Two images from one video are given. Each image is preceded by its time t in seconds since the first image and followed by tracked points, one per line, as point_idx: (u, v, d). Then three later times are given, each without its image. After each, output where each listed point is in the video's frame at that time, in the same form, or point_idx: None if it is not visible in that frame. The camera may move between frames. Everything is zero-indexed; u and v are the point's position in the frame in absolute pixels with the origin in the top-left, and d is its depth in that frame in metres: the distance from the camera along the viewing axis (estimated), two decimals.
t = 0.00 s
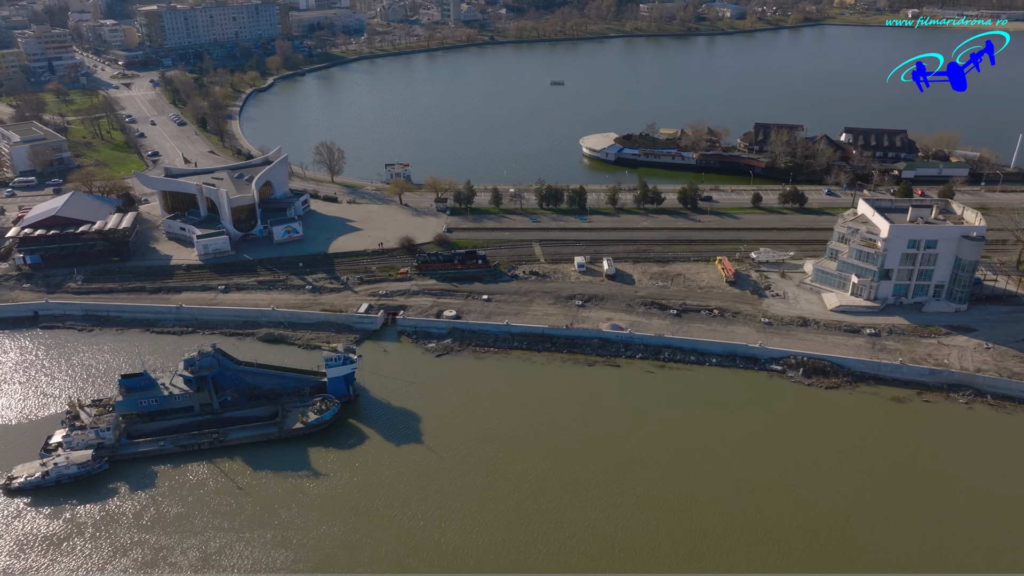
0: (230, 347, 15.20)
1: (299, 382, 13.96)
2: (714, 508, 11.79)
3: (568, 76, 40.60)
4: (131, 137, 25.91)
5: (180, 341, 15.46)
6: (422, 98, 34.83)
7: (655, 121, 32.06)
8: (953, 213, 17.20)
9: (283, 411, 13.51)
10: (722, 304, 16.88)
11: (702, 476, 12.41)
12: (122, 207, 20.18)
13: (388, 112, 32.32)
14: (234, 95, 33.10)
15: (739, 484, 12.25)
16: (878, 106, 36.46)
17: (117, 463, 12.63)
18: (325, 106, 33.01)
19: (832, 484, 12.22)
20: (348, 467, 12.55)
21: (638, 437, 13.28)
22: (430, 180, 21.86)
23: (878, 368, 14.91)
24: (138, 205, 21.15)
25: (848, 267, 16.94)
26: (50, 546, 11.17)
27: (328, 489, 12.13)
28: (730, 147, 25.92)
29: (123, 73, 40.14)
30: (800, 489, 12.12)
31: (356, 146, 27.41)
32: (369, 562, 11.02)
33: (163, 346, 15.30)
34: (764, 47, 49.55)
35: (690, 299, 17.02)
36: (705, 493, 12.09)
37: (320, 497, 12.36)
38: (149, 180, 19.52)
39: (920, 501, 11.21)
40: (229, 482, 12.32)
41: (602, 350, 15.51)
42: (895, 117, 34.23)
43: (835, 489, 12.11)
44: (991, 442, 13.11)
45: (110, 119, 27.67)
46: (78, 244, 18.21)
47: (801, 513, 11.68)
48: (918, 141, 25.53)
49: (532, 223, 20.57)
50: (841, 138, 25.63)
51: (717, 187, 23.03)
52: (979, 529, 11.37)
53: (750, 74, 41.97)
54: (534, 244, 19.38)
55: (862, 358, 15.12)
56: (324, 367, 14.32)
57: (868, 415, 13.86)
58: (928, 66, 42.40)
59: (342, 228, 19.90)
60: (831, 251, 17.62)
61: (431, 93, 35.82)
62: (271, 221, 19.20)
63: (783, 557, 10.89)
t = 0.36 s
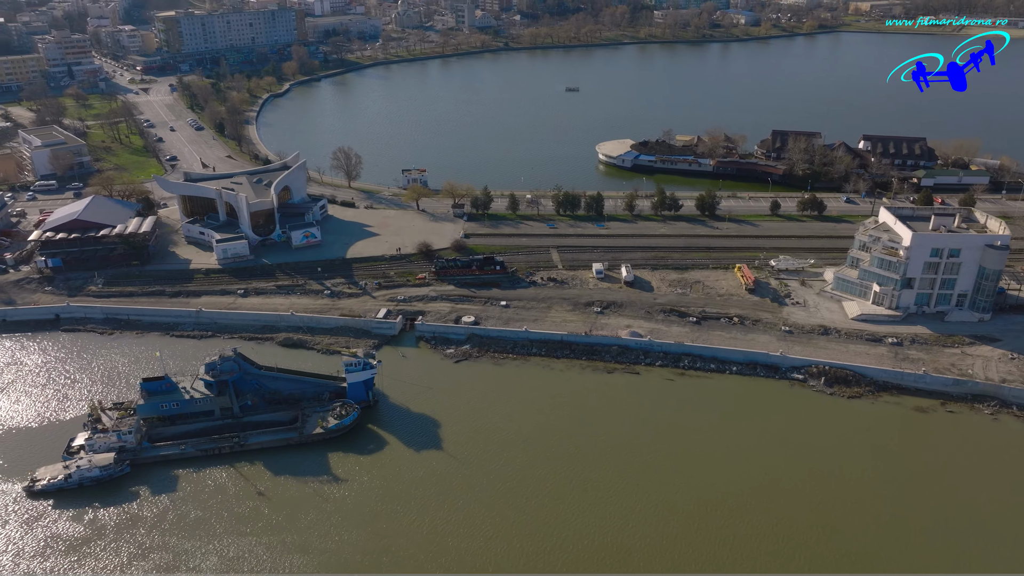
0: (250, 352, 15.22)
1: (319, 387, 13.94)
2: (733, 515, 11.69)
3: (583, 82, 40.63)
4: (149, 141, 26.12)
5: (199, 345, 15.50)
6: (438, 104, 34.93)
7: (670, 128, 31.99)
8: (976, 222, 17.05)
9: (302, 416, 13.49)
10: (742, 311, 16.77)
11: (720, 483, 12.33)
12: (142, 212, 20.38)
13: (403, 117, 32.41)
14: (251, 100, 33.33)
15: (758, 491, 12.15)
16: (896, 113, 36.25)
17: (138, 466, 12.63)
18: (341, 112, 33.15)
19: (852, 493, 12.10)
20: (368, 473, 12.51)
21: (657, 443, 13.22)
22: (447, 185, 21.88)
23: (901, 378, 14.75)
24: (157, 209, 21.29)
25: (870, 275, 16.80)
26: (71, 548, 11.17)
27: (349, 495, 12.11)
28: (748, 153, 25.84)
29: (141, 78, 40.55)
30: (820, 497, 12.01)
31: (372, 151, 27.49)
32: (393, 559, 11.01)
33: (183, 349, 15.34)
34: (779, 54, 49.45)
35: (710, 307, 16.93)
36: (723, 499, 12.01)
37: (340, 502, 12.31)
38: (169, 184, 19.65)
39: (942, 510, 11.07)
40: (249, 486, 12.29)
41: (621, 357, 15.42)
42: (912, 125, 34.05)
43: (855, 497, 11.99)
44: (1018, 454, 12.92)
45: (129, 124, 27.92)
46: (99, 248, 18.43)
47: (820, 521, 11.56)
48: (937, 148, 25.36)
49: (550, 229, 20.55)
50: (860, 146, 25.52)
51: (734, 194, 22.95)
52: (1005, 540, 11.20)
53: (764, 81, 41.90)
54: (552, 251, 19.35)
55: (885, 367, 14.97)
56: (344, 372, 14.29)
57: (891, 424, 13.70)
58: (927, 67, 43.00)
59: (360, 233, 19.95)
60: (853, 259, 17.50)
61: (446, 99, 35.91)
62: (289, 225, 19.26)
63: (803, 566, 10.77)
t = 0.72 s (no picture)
0: (269, 356, 15.24)
1: (338, 393, 13.91)
2: (753, 524, 11.54)
3: (599, 88, 40.60)
4: (169, 146, 26.35)
5: (219, 349, 15.54)
6: (454, 109, 35.00)
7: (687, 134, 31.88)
8: (1001, 230, 16.83)
9: (322, 421, 13.46)
10: (763, 319, 16.64)
11: (741, 492, 12.20)
12: (162, 216, 20.54)
13: (420, 123, 32.49)
14: (269, 105, 33.55)
15: (779, 500, 12.02)
16: (915, 120, 35.94)
17: (159, 470, 12.62)
18: (357, 117, 33.28)
19: (873, 502, 11.98)
20: (388, 478, 12.46)
21: (677, 450, 13.10)
22: (465, 191, 21.89)
23: (924, 389, 14.56)
24: (177, 213, 21.44)
25: (893, 284, 16.62)
26: (92, 550, 11.15)
27: (369, 500, 12.05)
28: (766, 160, 25.70)
29: (160, 84, 40.93)
30: (842, 508, 11.85)
31: (389, 156, 27.55)
32: (411, 563, 10.96)
33: (203, 353, 15.39)
34: (796, 60, 49.24)
35: (730, 315, 16.80)
36: (743, 506, 11.91)
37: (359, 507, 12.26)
38: (189, 188, 19.78)
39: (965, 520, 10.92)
40: (269, 491, 12.26)
41: (641, 365, 15.32)
42: (932, 132, 33.76)
43: (877, 507, 11.87)
44: None
45: (148, 128, 28.18)
46: (120, 251, 18.55)
47: (843, 532, 11.41)
48: (958, 156, 25.12)
49: (567, 235, 20.49)
50: (879, 153, 25.32)
51: (753, 201, 22.82)
52: None
53: (781, 88, 41.70)
54: (570, 257, 19.30)
55: (908, 377, 14.78)
56: (363, 377, 14.26)
57: (914, 435, 13.52)
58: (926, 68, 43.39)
59: (378, 238, 19.99)
60: (874, 267, 17.32)
61: (462, 104, 35.99)
62: (308, 230, 19.33)
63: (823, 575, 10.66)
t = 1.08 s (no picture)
0: (286, 362, 15.23)
1: (355, 399, 13.85)
2: (775, 536, 11.36)
3: (614, 95, 40.57)
4: (186, 152, 26.54)
5: (236, 355, 15.55)
6: (469, 116, 35.05)
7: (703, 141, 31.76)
8: None
9: (339, 428, 13.39)
10: (782, 329, 16.48)
11: (760, 502, 12.04)
12: (180, 221, 20.66)
13: (435, 129, 32.54)
14: (285, 111, 33.77)
15: (798, 510, 11.87)
16: (934, 128, 35.65)
17: (176, 475, 12.57)
18: (373, 123, 33.39)
19: (895, 514, 11.81)
20: (405, 487, 12.36)
21: (696, 461, 12.95)
22: (481, 198, 21.88)
23: (948, 401, 14.32)
24: (195, 219, 21.56)
25: (914, 294, 16.42)
26: (108, 555, 11.10)
27: (386, 509, 11.96)
28: (783, 168, 25.54)
29: (178, 90, 41.31)
30: (866, 521, 11.64)
31: (404, 163, 27.59)
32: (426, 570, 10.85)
33: (220, 359, 15.40)
34: (811, 68, 49.06)
35: (749, 324, 16.65)
36: (760, 516, 11.77)
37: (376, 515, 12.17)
38: (207, 194, 19.88)
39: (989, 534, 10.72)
40: (285, 498, 12.17)
41: (659, 374, 15.17)
42: (951, 140, 33.48)
43: (898, 519, 11.70)
44: None
45: (166, 133, 28.39)
46: (138, 256, 18.64)
47: (866, 544, 11.22)
48: (979, 165, 24.88)
49: (584, 242, 20.43)
50: (898, 162, 25.12)
51: (770, 210, 22.69)
52: None
53: (798, 95, 41.49)
54: (586, 264, 19.22)
55: (932, 389, 14.55)
56: (381, 384, 14.19)
57: (938, 449, 13.29)
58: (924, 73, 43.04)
59: (394, 244, 19.99)
60: (896, 277, 17.11)
61: (477, 111, 36.04)
62: (325, 236, 19.35)
63: None
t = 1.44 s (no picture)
0: (301, 369, 15.19)
1: (370, 408, 13.74)
2: (793, 550, 11.19)
3: (629, 103, 40.52)
4: (203, 157, 26.69)
5: (251, 361, 15.54)
6: (484, 123, 35.07)
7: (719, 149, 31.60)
8: None
9: (354, 436, 13.30)
10: (801, 340, 16.29)
11: (778, 514, 11.89)
12: (196, 227, 20.74)
13: (449, 136, 32.58)
14: (300, 117, 33.95)
15: (817, 522, 11.71)
16: (953, 137, 35.31)
17: (191, 482, 12.50)
18: (387, 129, 33.48)
19: (916, 528, 11.62)
20: (419, 496, 12.25)
21: (713, 472, 12.78)
22: (496, 205, 21.84)
23: (971, 415, 14.07)
24: (211, 224, 21.63)
25: (936, 305, 16.19)
26: (122, 562, 11.05)
27: (401, 518, 11.85)
28: (801, 177, 25.34)
29: (195, 95, 41.67)
30: (885, 536, 11.45)
31: (419, 170, 27.60)
32: None
33: (235, 365, 15.39)
34: (827, 76, 48.80)
35: (767, 334, 16.48)
36: (778, 527, 11.62)
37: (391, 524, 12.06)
38: (223, 199, 19.94)
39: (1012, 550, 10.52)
40: (300, 506, 12.08)
41: (676, 385, 15.01)
42: (970, 149, 33.15)
43: (919, 533, 11.51)
44: None
45: (183, 139, 28.58)
46: (155, 261, 18.71)
47: (886, 560, 11.02)
48: (1000, 175, 24.58)
49: (599, 250, 20.33)
50: (917, 170, 24.87)
51: (787, 219, 22.51)
52: None
53: (814, 103, 41.23)
54: (602, 273, 19.12)
55: (955, 403, 14.31)
56: (396, 393, 14.09)
57: (961, 464, 13.04)
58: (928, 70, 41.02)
59: (409, 251, 19.97)
60: (916, 288, 16.89)
61: (491, 118, 36.05)
62: (340, 243, 19.35)
63: None
